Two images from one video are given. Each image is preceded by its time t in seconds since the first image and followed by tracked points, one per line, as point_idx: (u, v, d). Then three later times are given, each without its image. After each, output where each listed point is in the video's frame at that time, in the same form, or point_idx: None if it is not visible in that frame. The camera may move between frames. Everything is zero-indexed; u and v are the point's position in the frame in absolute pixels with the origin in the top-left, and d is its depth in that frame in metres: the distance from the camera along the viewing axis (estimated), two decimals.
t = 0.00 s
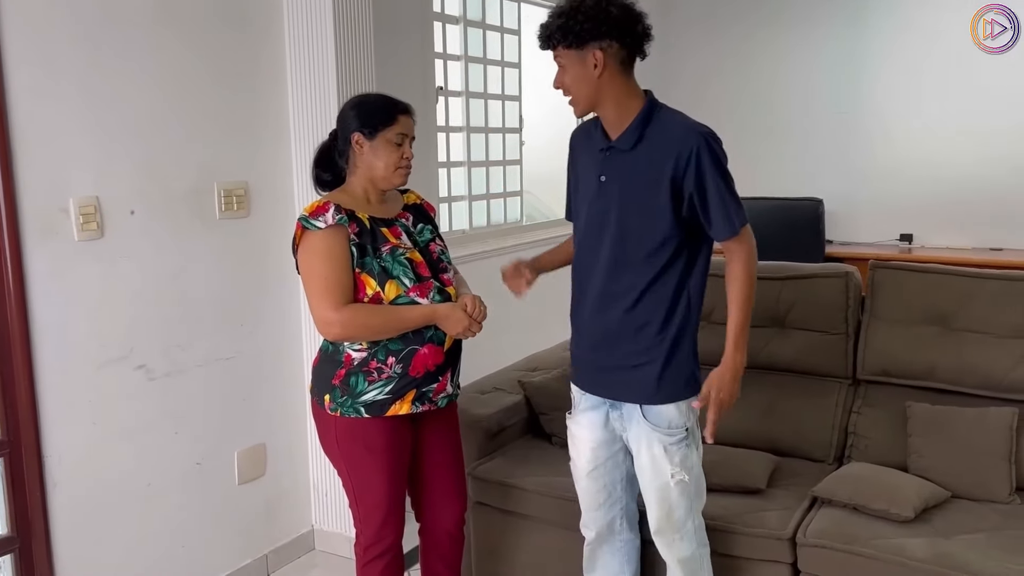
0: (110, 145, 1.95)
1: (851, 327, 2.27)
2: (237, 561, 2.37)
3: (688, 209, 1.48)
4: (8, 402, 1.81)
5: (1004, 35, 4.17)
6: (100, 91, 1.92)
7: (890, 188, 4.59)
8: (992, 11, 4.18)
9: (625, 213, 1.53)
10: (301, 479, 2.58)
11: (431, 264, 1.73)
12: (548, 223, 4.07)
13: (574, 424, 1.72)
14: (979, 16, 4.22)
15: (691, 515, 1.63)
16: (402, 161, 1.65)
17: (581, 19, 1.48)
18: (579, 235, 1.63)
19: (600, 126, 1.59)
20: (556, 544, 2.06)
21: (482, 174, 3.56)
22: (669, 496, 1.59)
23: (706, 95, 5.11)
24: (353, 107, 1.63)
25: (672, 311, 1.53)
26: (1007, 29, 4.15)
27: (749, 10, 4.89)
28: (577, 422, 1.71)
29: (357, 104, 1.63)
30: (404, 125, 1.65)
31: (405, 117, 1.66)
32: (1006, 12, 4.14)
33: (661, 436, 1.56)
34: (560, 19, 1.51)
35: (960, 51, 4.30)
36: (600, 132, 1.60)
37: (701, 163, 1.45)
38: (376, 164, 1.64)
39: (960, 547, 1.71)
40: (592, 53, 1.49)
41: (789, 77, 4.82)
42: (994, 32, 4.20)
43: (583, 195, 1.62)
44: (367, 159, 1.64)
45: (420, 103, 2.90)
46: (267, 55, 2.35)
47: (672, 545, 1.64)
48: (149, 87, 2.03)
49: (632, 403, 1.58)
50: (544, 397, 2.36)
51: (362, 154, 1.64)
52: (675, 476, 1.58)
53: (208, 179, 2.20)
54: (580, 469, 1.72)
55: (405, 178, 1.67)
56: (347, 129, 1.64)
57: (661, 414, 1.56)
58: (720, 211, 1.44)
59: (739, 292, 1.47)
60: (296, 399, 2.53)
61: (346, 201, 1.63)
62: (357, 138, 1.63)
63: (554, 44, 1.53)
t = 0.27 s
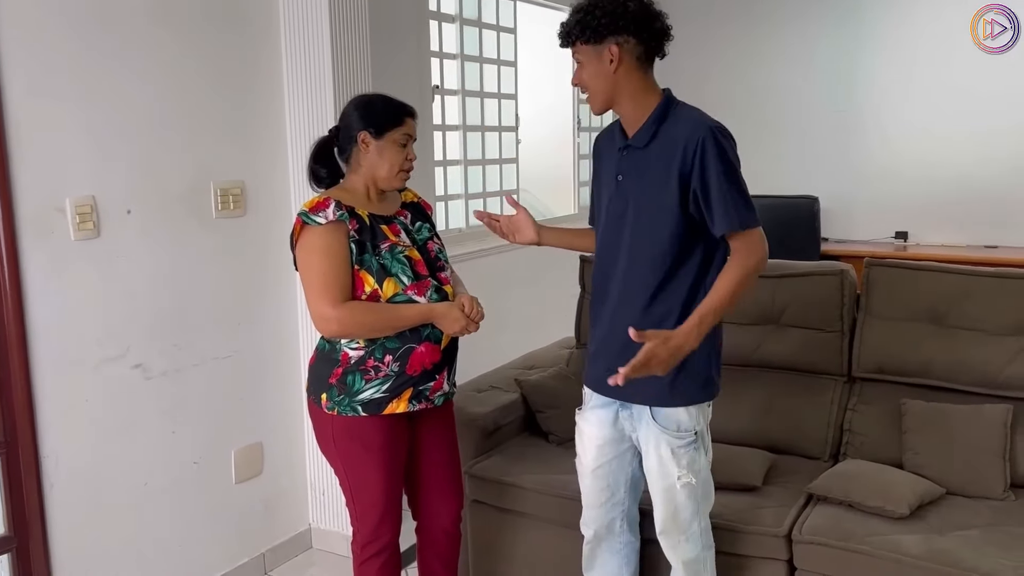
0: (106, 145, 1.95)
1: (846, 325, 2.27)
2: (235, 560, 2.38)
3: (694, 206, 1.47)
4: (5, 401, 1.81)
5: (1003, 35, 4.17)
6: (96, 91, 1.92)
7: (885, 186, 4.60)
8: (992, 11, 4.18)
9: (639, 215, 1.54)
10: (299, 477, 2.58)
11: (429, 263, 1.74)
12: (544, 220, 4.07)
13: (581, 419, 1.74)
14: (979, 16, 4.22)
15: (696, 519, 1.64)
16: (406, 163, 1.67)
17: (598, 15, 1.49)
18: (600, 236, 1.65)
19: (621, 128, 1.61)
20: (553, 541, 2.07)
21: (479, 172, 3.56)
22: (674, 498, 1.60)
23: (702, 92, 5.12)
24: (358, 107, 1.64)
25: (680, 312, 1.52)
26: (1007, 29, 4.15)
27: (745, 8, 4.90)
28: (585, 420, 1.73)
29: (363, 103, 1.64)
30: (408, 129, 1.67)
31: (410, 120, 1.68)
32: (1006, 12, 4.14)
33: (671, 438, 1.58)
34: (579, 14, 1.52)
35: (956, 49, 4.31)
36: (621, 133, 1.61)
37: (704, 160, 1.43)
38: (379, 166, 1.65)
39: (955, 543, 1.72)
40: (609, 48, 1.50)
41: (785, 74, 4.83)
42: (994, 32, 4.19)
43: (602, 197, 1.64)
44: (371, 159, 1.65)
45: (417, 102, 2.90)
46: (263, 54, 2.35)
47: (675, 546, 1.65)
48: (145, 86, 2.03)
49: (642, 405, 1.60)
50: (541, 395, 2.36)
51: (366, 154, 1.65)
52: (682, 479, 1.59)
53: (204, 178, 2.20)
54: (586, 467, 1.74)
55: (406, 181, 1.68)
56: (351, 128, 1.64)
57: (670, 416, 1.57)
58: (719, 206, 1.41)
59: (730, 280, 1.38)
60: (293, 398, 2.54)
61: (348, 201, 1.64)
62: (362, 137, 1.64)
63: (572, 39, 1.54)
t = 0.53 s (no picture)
0: (102, 141, 1.95)
1: (841, 320, 2.28)
2: (233, 555, 2.38)
3: (694, 206, 1.47)
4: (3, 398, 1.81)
5: (1003, 34, 4.17)
6: (90, 84, 1.92)
7: (880, 182, 4.61)
8: (992, 10, 4.18)
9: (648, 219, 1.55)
10: (297, 473, 2.59)
11: (427, 258, 1.75)
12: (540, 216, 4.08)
13: (598, 407, 1.77)
14: (979, 16, 4.22)
15: (711, 516, 1.65)
16: (403, 162, 1.67)
17: (591, 23, 1.49)
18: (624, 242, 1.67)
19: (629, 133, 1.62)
20: (552, 536, 2.07)
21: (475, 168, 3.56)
22: (690, 495, 1.62)
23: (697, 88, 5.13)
24: (355, 105, 1.64)
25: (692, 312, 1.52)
26: (1007, 29, 4.16)
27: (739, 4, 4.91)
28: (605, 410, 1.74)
29: (361, 102, 1.64)
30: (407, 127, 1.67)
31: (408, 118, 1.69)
32: (1006, 12, 4.14)
33: (690, 434, 1.59)
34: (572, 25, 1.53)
35: (950, 45, 4.32)
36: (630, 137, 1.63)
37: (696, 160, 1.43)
38: (376, 163, 1.65)
39: (950, 536, 1.73)
40: (603, 55, 1.50)
41: (780, 70, 4.84)
42: (994, 32, 4.19)
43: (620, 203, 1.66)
44: (369, 158, 1.65)
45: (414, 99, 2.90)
46: (259, 50, 2.35)
47: (687, 543, 1.65)
48: (141, 83, 2.03)
49: (662, 401, 1.61)
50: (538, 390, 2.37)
51: (363, 152, 1.65)
52: (699, 478, 1.60)
53: (201, 175, 2.20)
54: (595, 455, 1.77)
55: (403, 179, 1.69)
56: (349, 126, 1.65)
57: (691, 412, 1.58)
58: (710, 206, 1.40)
59: (728, 276, 1.36)
60: (290, 394, 2.54)
61: (346, 197, 1.64)
62: (359, 135, 1.64)
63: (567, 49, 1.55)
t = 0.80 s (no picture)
0: (101, 137, 1.95)
1: (837, 313, 2.30)
2: (233, 550, 2.39)
3: (693, 209, 1.48)
4: (3, 394, 1.82)
5: (1003, 35, 4.18)
6: (88, 81, 1.92)
7: (874, 175, 4.63)
8: (992, 11, 4.18)
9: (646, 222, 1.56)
10: (296, 467, 2.59)
11: (427, 252, 1.75)
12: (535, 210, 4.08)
13: (615, 402, 1.78)
14: (979, 17, 4.22)
15: (722, 505, 1.68)
16: (400, 156, 1.67)
17: (568, 42, 1.49)
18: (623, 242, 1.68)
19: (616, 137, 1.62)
20: (551, 529, 2.09)
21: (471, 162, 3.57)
22: (706, 485, 1.65)
23: (691, 81, 5.13)
24: (351, 100, 1.65)
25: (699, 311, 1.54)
26: (1007, 29, 4.16)
27: None
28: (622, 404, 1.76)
29: (356, 97, 1.64)
30: (403, 120, 1.67)
31: (404, 111, 1.68)
32: (1006, 12, 4.15)
33: (706, 424, 1.62)
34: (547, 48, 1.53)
35: (944, 40, 4.33)
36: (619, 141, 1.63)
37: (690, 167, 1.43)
38: (372, 158, 1.65)
39: (946, 526, 1.75)
40: (582, 73, 1.50)
41: (775, 64, 4.85)
42: (994, 32, 4.20)
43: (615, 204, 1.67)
44: (364, 153, 1.66)
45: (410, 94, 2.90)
46: (256, 45, 2.35)
47: (699, 531, 1.69)
48: (138, 78, 2.03)
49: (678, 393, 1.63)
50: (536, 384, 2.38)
51: (359, 147, 1.66)
52: (713, 469, 1.64)
53: (199, 171, 2.20)
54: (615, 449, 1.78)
55: (399, 172, 1.68)
56: (345, 121, 1.65)
57: (706, 403, 1.61)
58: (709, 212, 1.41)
59: (737, 280, 1.38)
60: (289, 389, 2.55)
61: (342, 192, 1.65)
62: (354, 131, 1.65)
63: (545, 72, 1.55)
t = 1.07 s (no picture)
0: (99, 130, 1.95)
1: (832, 302, 2.32)
2: (233, 541, 2.40)
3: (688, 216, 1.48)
4: (4, 387, 1.82)
5: (1004, 35, 4.20)
6: (86, 74, 1.91)
7: (867, 166, 4.65)
8: (992, 11, 4.20)
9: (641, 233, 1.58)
10: (295, 458, 2.60)
11: (427, 244, 1.76)
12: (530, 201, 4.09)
13: (602, 388, 1.79)
14: (980, 17, 4.24)
15: (712, 488, 1.69)
16: (397, 148, 1.67)
17: (568, 71, 1.45)
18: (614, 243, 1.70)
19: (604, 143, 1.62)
20: (550, 518, 2.10)
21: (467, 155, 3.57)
22: (694, 467, 1.65)
23: (683, 72, 5.12)
24: (346, 93, 1.65)
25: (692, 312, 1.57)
26: (1008, 30, 4.19)
27: None
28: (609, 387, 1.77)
29: (352, 89, 1.65)
30: (400, 112, 1.67)
31: (401, 103, 1.68)
32: (1006, 12, 4.17)
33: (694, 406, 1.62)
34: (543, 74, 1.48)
35: (937, 32, 4.36)
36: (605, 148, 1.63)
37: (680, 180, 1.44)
38: (368, 150, 1.65)
39: (942, 513, 1.77)
40: (584, 92, 1.48)
41: (768, 55, 4.85)
42: (994, 32, 4.22)
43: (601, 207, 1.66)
44: (361, 145, 1.66)
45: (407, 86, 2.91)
46: (253, 38, 2.35)
47: (688, 514, 1.70)
48: (137, 71, 2.03)
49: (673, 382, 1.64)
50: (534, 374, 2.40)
51: (356, 139, 1.66)
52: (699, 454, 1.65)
53: (197, 164, 2.20)
54: (602, 434, 1.80)
55: (397, 164, 1.68)
56: (342, 113, 1.66)
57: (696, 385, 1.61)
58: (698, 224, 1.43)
59: (737, 297, 1.45)
60: (287, 381, 2.55)
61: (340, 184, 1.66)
62: (351, 123, 1.65)
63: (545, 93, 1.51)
